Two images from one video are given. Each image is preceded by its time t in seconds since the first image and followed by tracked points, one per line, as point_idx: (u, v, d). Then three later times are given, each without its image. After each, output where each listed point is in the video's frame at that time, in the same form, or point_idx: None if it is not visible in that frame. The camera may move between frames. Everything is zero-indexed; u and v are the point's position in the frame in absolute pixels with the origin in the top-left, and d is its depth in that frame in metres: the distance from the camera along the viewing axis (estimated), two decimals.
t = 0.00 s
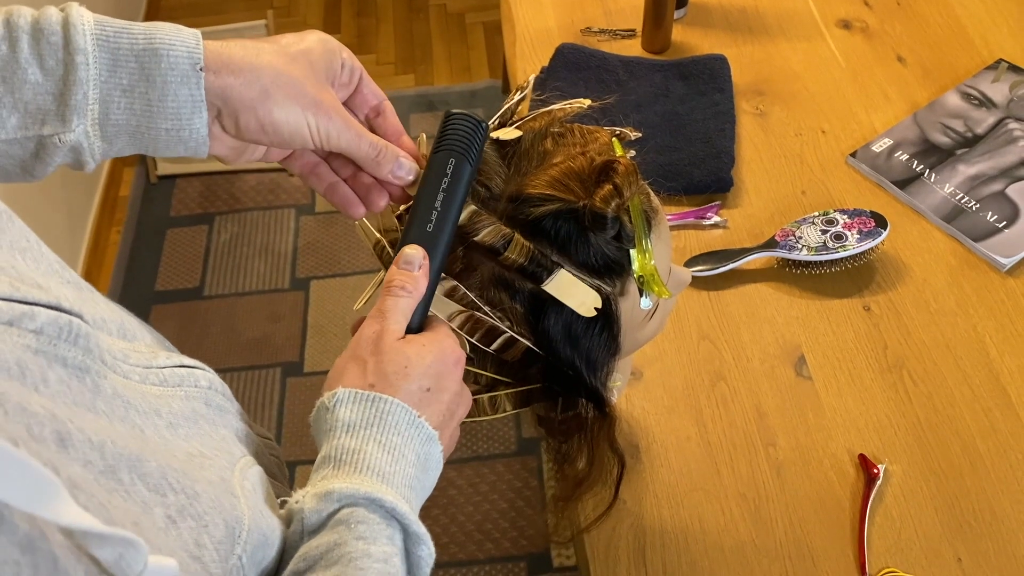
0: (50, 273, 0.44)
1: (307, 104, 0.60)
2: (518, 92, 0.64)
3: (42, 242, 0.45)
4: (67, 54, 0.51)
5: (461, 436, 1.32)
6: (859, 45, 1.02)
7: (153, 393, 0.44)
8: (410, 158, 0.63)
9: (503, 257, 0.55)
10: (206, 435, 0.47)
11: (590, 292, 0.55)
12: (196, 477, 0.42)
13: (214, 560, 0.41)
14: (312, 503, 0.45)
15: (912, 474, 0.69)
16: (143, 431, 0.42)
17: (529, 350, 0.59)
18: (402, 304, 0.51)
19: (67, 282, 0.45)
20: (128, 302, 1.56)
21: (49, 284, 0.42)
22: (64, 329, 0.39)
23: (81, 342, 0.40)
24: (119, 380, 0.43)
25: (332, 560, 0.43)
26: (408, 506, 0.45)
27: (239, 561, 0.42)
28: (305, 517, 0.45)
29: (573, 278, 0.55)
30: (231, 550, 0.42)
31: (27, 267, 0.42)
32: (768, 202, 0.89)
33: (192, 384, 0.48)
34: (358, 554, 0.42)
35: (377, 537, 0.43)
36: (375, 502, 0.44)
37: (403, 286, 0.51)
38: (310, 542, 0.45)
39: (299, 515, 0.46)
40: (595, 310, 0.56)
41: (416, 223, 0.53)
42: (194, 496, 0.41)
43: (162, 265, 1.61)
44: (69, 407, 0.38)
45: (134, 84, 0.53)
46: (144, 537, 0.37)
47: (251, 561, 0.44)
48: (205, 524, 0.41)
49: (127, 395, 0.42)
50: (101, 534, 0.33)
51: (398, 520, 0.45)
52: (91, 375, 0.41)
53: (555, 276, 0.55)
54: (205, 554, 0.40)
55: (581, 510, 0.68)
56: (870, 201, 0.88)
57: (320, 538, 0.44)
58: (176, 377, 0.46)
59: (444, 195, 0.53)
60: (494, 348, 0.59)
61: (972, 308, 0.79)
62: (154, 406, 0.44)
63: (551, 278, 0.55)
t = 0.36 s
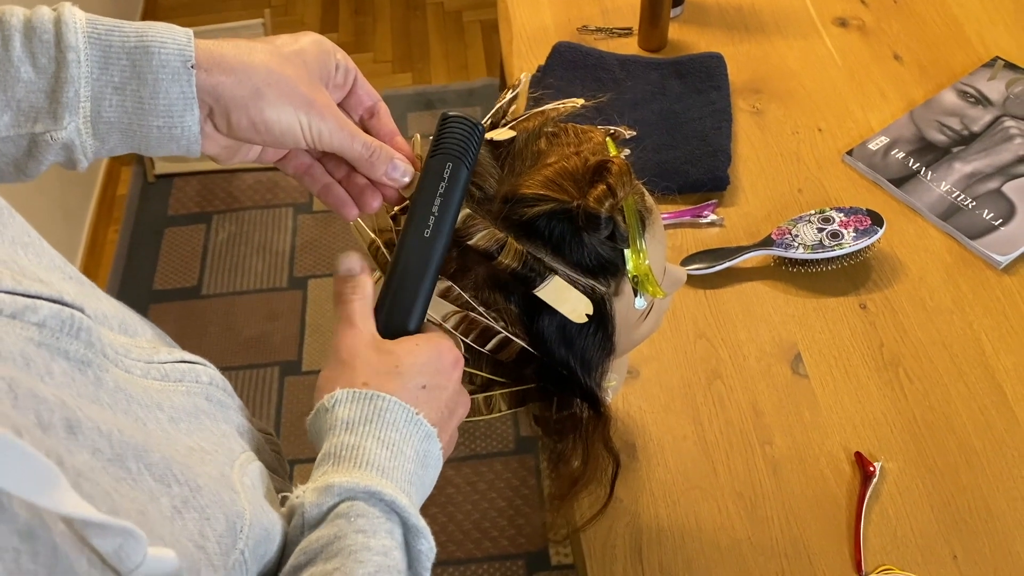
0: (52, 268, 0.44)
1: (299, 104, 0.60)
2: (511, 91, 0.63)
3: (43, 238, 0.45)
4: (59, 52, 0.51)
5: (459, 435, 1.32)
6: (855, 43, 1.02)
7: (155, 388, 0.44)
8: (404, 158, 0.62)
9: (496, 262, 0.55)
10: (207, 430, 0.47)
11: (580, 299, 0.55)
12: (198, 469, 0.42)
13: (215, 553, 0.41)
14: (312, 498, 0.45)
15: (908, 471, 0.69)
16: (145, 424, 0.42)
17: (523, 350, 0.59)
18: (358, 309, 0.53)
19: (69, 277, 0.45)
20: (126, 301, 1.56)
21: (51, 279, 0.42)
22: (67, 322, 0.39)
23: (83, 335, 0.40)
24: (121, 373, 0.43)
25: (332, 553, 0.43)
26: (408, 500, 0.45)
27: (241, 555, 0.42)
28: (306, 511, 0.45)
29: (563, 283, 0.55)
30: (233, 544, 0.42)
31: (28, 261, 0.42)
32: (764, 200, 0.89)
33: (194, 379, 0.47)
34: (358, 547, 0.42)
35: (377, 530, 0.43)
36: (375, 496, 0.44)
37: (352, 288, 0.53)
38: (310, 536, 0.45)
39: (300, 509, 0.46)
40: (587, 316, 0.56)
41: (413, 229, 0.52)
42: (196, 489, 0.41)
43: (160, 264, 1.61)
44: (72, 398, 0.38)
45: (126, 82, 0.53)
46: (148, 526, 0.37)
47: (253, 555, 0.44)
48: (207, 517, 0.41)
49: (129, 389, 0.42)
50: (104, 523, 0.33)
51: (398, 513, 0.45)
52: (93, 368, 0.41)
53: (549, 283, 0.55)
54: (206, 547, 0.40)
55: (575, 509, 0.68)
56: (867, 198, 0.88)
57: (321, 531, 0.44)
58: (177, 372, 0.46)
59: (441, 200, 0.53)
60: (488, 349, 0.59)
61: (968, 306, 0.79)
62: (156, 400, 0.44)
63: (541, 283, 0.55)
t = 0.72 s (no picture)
0: (43, 262, 0.44)
1: (295, 102, 0.59)
2: (510, 87, 0.64)
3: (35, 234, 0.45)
4: (52, 54, 0.52)
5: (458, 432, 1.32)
6: (853, 39, 1.02)
7: (146, 381, 0.45)
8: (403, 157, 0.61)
9: (492, 259, 0.55)
10: (200, 424, 0.47)
11: (576, 296, 0.55)
12: (188, 461, 0.42)
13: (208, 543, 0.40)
14: (312, 490, 0.45)
15: (906, 466, 0.69)
16: (135, 416, 0.42)
17: (523, 346, 0.59)
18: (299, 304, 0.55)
19: (61, 272, 0.45)
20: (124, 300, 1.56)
21: (42, 273, 0.42)
22: (54, 316, 0.40)
23: (72, 329, 0.40)
24: (112, 367, 0.43)
25: (334, 545, 0.43)
26: (408, 489, 0.45)
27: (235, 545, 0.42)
28: (306, 504, 0.45)
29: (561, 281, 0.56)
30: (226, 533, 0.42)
31: (19, 255, 0.42)
32: (762, 196, 0.89)
33: (186, 373, 0.48)
34: (357, 539, 0.42)
35: (377, 521, 0.43)
36: (375, 486, 0.44)
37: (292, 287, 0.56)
38: (311, 528, 0.45)
39: (298, 502, 0.45)
40: (583, 315, 0.56)
41: (410, 227, 0.52)
42: (186, 480, 0.41)
43: (158, 263, 1.61)
44: (60, 391, 0.38)
45: (120, 84, 0.53)
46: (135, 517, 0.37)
47: (247, 546, 0.44)
48: (197, 508, 0.41)
49: (119, 382, 0.42)
50: (88, 509, 0.33)
51: (398, 504, 0.45)
52: (82, 361, 0.41)
53: (544, 280, 0.55)
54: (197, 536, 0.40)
55: (575, 504, 0.68)
56: (864, 194, 0.88)
57: (321, 524, 0.44)
58: (169, 366, 0.47)
59: (437, 199, 0.52)
60: (487, 344, 0.59)
61: (966, 301, 0.79)
62: (147, 394, 0.44)
63: (537, 281, 0.55)
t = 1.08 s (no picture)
0: (35, 261, 0.45)
1: (285, 85, 0.60)
2: (501, 85, 0.64)
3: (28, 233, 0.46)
4: (46, 37, 0.52)
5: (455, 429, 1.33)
6: (845, 36, 1.03)
7: (135, 379, 0.45)
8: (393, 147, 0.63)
9: (471, 256, 0.57)
10: (191, 420, 0.47)
11: (553, 300, 0.56)
12: (174, 458, 0.43)
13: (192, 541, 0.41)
14: (321, 497, 0.45)
15: (896, 459, 0.70)
16: (122, 415, 0.43)
17: (513, 341, 0.60)
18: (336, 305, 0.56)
19: (51, 271, 0.46)
20: (122, 299, 1.57)
21: (31, 273, 0.43)
22: (40, 317, 0.40)
23: (58, 329, 0.41)
24: (100, 366, 0.43)
25: (338, 552, 0.43)
26: (414, 501, 0.46)
27: (220, 542, 0.43)
28: (315, 511, 0.45)
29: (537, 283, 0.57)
30: (211, 530, 0.42)
31: (10, 256, 0.43)
32: (755, 193, 0.89)
33: (177, 370, 0.48)
34: (363, 547, 0.43)
35: (383, 531, 0.44)
36: (383, 496, 0.45)
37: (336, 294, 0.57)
38: (316, 536, 0.45)
39: (308, 509, 0.46)
40: (558, 319, 0.57)
41: (423, 237, 0.52)
42: (170, 479, 0.42)
43: (156, 262, 1.62)
44: (45, 391, 0.39)
45: (114, 66, 0.54)
46: (118, 515, 0.38)
47: (235, 542, 0.45)
48: (181, 505, 0.41)
49: (107, 381, 0.43)
50: (69, 505, 0.34)
51: (404, 515, 0.45)
52: (70, 361, 0.41)
53: (519, 283, 0.56)
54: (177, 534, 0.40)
55: (567, 497, 0.68)
56: (856, 190, 0.89)
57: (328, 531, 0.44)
58: (160, 364, 0.47)
59: (450, 212, 0.52)
60: (478, 339, 0.59)
61: (957, 296, 0.80)
62: (135, 392, 0.44)
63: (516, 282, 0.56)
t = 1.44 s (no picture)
0: (25, 260, 0.44)
1: (276, 73, 0.60)
2: (497, 78, 0.64)
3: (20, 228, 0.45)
4: (37, 22, 0.51)
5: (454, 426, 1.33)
6: (843, 30, 1.02)
7: (128, 377, 0.45)
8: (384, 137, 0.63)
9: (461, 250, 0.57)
10: (186, 418, 0.47)
11: (541, 298, 0.56)
12: (166, 457, 0.43)
13: (183, 542, 0.41)
14: (324, 503, 0.44)
15: (895, 453, 0.70)
16: (114, 415, 0.42)
17: (509, 334, 0.60)
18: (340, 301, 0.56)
19: (44, 268, 0.45)
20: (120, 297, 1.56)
21: (22, 272, 0.42)
22: (30, 315, 0.40)
23: (49, 328, 0.41)
24: (92, 365, 0.43)
25: (339, 558, 0.43)
26: (417, 508, 0.45)
27: (214, 542, 0.43)
28: (317, 516, 0.44)
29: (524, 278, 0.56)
30: (203, 531, 0.42)
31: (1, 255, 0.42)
32: (753, 187, 0.89)
33: (172, 368, 0.48)
34: (365, 553, 0.43)
35: (385, 538, 0.44)
36: (387, 503, 0.44)
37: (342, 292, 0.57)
38: (318, 540, 0.45)
39: (310, 513, 0.45)
40: (545, 316, 0.56)
41: (425, 238, 0.51)
42: (161, 478, 0.41)
43: (154, 260, 1.61)
44: (33, 391, 0.39)
45: (105, 50, 0.54)
46: (106, 516, 0.37)
47: (230, 540, 0.45)
48: (173, 505, 0.41)
49: (98, 380, 0.43)
50: (55, 506, 0.33)
51: (407, 522, 0.45)
52: (60, 360, 0.41)
53: (507, 278, 0.56)
54: (167, 534, 0.40)
55: (564, 491, 0.68)
56: (853, 184, 0.88)
57: (330, 536, 0.44)
58: (154, 362, 0.47)
59: (450, 214, 0.51)
60: (474, 333, 0.59)
61: (955, 290, 0.80)
62: (128, 391, 0.44)
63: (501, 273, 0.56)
